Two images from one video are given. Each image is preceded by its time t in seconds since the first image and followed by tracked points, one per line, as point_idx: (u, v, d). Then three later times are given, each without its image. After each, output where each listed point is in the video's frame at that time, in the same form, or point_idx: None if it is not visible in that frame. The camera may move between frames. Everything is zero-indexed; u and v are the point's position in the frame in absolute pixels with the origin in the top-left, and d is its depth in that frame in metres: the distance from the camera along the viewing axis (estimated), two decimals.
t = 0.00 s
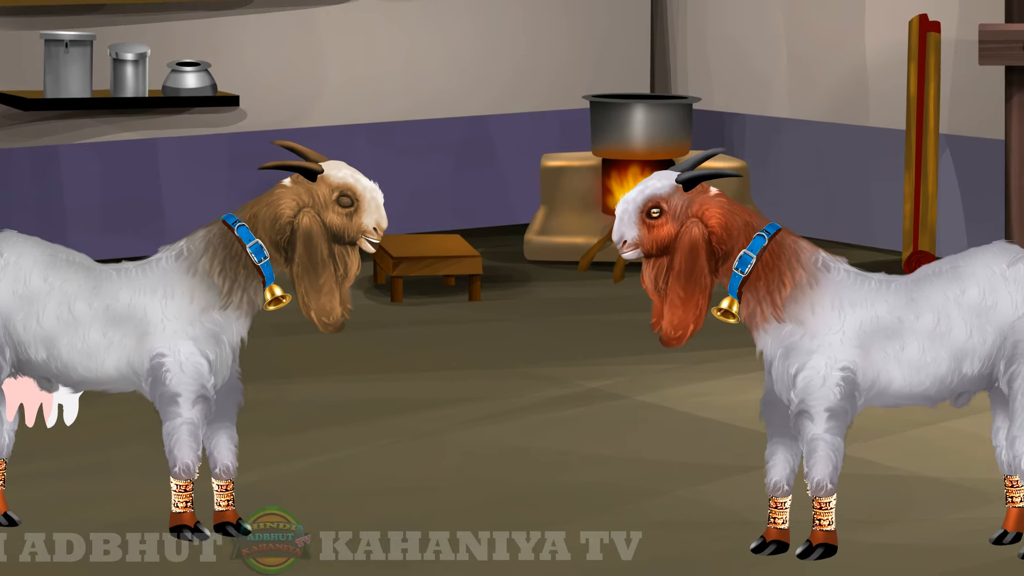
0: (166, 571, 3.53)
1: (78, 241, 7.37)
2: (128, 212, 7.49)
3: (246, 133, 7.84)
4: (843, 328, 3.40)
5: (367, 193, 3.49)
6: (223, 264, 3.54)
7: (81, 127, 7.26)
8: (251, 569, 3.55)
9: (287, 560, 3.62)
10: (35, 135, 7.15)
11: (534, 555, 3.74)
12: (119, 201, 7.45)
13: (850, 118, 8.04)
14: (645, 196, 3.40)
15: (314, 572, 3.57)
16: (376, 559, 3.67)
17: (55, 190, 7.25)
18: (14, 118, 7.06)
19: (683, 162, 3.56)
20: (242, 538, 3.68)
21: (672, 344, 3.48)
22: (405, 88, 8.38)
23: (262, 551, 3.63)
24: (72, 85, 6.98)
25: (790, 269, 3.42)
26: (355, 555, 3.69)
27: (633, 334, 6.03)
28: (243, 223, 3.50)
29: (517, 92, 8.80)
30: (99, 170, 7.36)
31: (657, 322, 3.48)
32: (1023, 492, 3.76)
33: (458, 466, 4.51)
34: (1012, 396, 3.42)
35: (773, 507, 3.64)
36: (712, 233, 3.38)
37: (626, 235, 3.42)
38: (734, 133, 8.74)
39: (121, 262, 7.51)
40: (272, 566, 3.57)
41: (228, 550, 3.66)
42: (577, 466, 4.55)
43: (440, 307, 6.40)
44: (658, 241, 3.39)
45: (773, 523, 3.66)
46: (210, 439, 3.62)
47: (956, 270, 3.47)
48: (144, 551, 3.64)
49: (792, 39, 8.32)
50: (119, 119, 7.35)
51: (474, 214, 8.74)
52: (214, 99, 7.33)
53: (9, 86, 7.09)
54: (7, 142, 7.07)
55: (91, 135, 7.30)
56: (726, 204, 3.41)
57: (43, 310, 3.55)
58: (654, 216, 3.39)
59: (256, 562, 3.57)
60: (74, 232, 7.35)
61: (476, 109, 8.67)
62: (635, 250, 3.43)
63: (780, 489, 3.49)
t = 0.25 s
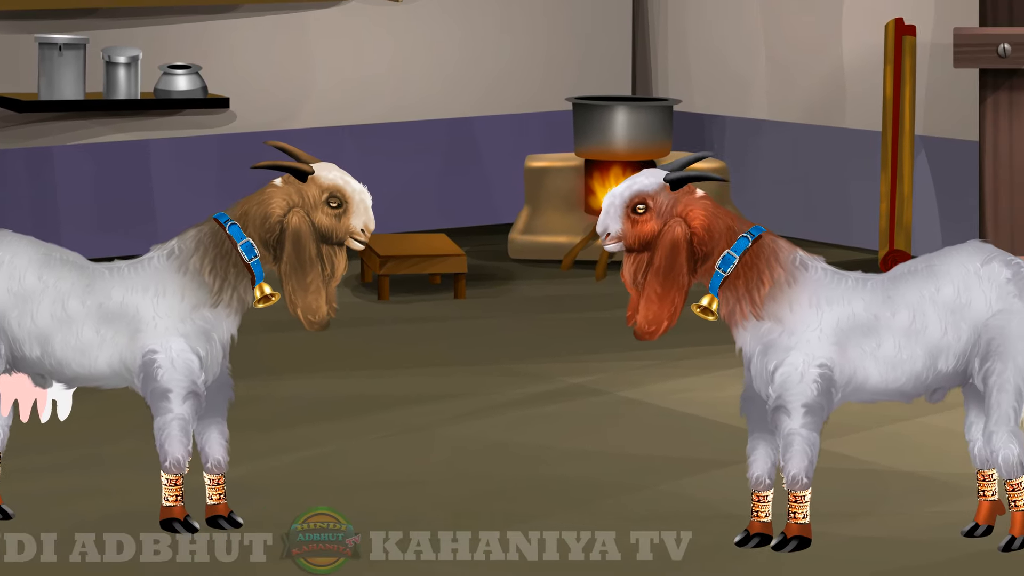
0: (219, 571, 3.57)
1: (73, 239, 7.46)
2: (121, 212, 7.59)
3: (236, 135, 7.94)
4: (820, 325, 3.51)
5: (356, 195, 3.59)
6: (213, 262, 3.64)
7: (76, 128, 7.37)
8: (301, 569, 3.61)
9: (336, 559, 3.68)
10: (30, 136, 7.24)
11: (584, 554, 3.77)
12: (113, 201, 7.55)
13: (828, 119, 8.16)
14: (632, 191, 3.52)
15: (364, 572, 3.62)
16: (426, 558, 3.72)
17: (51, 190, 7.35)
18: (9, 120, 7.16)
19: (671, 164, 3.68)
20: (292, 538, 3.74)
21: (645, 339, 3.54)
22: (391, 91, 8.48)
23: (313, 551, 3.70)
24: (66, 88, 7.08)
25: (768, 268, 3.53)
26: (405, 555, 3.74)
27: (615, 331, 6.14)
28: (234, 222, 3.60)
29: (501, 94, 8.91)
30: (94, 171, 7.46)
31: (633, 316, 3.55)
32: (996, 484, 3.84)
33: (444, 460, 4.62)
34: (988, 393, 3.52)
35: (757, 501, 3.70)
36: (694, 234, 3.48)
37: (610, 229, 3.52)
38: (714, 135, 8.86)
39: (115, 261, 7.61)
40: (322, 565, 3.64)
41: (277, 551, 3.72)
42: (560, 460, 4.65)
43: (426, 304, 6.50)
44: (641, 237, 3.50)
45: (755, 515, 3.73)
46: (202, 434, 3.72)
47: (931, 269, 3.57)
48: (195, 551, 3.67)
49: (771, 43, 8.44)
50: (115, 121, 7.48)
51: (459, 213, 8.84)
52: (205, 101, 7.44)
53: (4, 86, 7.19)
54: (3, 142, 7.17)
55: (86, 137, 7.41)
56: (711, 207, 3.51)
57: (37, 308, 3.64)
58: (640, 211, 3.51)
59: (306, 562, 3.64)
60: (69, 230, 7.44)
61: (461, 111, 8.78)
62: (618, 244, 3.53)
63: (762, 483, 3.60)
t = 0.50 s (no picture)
0: (273, 570, 3.62)
1: (68, 239, 7.52)
2: (116, 212, 7.65)
3: (229, 135, 8.00)
4: (806, 324, 3.59)
5: (346, 193, 3.65)
6: (207, 262, 3.70)
7: (71, 129, 7.43)
8: (351, 569, 3.65)
9: (386, 560, 3.71)
10: (28, 136, 7.31)
11: (634, 555, 3.79)
12: (107, 201, 7.62)
13: (814, 120, 8.25)
14: (632, 183, 3.59)
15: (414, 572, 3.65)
16: (475, 558, 3.74)
17: (45, 191, 7.40)
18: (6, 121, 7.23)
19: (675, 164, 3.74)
20: (342, 538, 3.77)
21: (618, 330, 3.65)
22: (382, 93, 8.55)
23: (363, 551, 3.73)
24: (62, 90, 7.17)
25: (755, 267, 3.61)
26: (455, 555, 3.77)
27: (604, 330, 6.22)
28: (226, 222, 3.68)
29: (490, 95, 8.98)
30: (88, 171, 7.52)
31: (610, 305, 3.65)
32: (973, 479, 3.92)
33: (435, 456, 4.69)
34: (973, 391, 3.55)
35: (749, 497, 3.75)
36: (684, 237, 3.56)
37: (604, 216, 3.61)
38: (701, 136, 8.94)
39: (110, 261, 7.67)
40: (372, 565, 3.68)
41: (328, 551, 3.75)
42: (550, 456, 4.73)
43: (417, 303, 6.57)
44: (632, 229, 3.58)
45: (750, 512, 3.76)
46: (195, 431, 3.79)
47: (915, 268, 3.64)
48: (245, 551, 3.72)
49: (757, 44, 8.53)
50: (108, 121, 7.53)
51: (449, 213, 8.91)
52: (198, 102, 7.51)
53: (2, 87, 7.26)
54: None
55: (81, 138, 7.47)
56: (705, 213, 3.60)
57: (33, 306, 3.70)
58: (636, 205, 3.58)
59: (356, 562, 3.68)
60: (64, 230, 7.50)
61: (451, 112, 8.85)
62: (608, 232, 3.61)
63: (753, 479, 3.70)
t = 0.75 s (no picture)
0: (324, 570, 3.63)
1: (67, 239, 7.52)
2: (116, 212, 7.66)
3: (229, 136, 8.00)
4: (805, 323, 3.59)
5: (337, 182, 3.65)
6: (207, 262, 3.71)
7: (71, 129, 7.43)
8: (402, 569, 3.66)
9: (437, 560, 3.72)
10: (28, 136, 7.31)
11: (685, 555, 3.79)
12: (107, 201, 7.62)
13: (814, 120, 8.25)
14: (635, 182, 3.59)
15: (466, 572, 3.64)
16: (525, 558, 3.74)
17: (45, 191, 7.40)
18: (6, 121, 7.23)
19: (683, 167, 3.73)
20: (393, 539, 3.79)
21: (616, 328, 3.65)
22: (382, 93, 8.55)
23: (413, 551, 3.75)
24: (62, 90, 7.17)
25: (755, 267, 3.62)
26: (506, 555, 3.77)
27: (603, 330, 6.22)
28: (221, 228, 3.68)
29: (490, 95, 8.98)
30: (88, 171, 7.52)
31: (607, 303, 3.66)
32: (972, 479, 3.92)
33: (435, 456, 4.69)
34: (974, 391, 3.55)
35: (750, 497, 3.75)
36: (685, 237, 3.56)
37: (605, 213, 3.60)
38: (701, 136, 8.94)
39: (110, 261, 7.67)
40: (422, 565, 3.69)
41: (378, 551, 3.77)
42: (550, 456, 4.73)
43: (417, 303, 6.57)
44: (632, 229, 3.58)
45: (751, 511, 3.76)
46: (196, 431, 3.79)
47: (914, 268, 3.64)
48: (295, 551, 3.74)
49: (757, 44, 8.53)
50: (109, 121, 7.53)
51: (449, 213, 8.91)
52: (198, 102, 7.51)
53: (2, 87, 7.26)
54: None
55: (81, 138, 7.47)
56: (706, 215, 3.60)
57: (33, 306, 3.69)
58: (637, 203, 3.58)
59: (407, 563, 3.69)
60: (64, 230, 7.50)
61: (451, 112, 8.85)
62: (609, 230, 3.60)
63: (754, 480, 3.71)
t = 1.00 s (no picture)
0: (374, 570, 3.63)
1: (67, 239, 7.52)
2: (116, 212, 7.66)
3: (229, 136, 8.00)
4: (806, 323, 3.59)
5: (331, 178, 3.66)
6: (207, 262, 3.71)
7: (70, 129, 7.43)
8: (452, 569, 3.65)
9: (486, 560, 3.70)
10: (28, 136, 7.31)
11: (683, 553, 3.79)
12: (107, 201, 7.62)
13: (814, 120, 8.25)
14: (630, 185, 3.60)
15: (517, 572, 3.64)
16: (575, 559, 3.73)
17: (45, 190, 7.40)
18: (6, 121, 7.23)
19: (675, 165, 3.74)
20: (442, 538, 3.77)
21: (620, 330, 3.65)
22: (381, 92, 8.55)
23: (462, 551, 3.73)
24: (62, 90, 7.17)
25: (754, 267, 3.62)
26: (556, 555, 3.76)
27: (604, 329, 6.22)
28: (219, 232, 3.67)
29: (490, 95, 8.98)
30: (88, 171, 7.52)
31: (612, 307, 3.65)
32: (973, 479, 3.92)
33: (435, 456, 4.69)
34: (973, 390, 3.55)
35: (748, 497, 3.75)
36: (684, 236, 3.56)
37: (603, 217, 3.60)
38: (701, 135, 8.95)
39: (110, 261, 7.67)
40: (473, 565, 3.68)
41: (428, 551, 3.77)
42: (550, 456, 4.73)
43: (417, 303, 6.57)
44: (631, 231, 3.58)
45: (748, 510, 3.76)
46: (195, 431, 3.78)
47: (914, 268, 3.64)
48: (345, 551, 3.74)
49: (757, 44, 8.53)
50: (108, 122, 7.54)
51: (449, 213, 8.91)
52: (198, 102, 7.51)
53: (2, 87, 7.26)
54: None
55: (81, 138, 7.47)
56: (704, 212, 3.59)
57: (33, 306, 3.69)
58: (634, 206, 3.58)
59: (457, 563, 3.68)
60: (64, 231, 7.50)
61: (451, 112, 8.85)
62: (608, 234, 3.61)
63: (752, 479, 3.66)
